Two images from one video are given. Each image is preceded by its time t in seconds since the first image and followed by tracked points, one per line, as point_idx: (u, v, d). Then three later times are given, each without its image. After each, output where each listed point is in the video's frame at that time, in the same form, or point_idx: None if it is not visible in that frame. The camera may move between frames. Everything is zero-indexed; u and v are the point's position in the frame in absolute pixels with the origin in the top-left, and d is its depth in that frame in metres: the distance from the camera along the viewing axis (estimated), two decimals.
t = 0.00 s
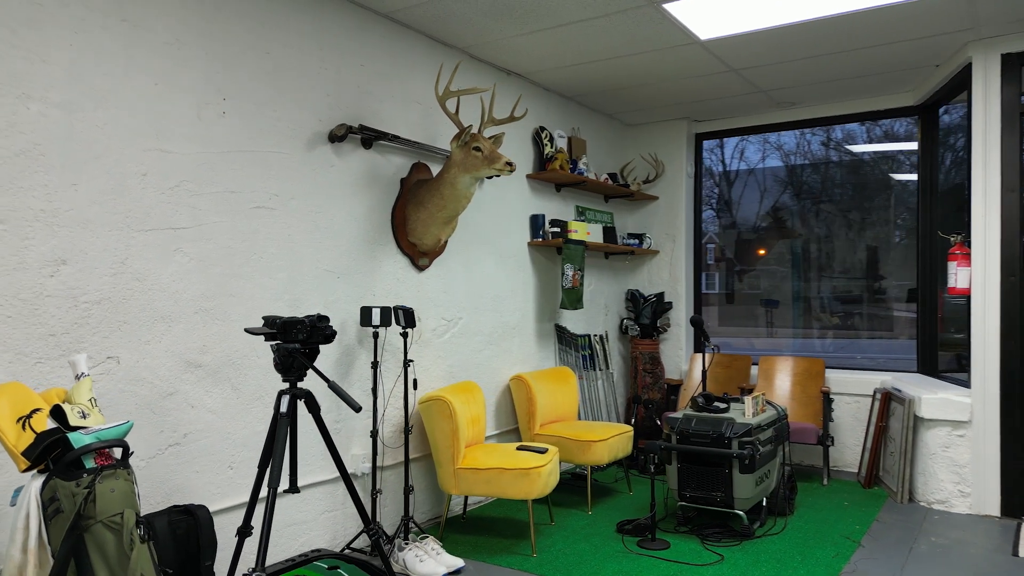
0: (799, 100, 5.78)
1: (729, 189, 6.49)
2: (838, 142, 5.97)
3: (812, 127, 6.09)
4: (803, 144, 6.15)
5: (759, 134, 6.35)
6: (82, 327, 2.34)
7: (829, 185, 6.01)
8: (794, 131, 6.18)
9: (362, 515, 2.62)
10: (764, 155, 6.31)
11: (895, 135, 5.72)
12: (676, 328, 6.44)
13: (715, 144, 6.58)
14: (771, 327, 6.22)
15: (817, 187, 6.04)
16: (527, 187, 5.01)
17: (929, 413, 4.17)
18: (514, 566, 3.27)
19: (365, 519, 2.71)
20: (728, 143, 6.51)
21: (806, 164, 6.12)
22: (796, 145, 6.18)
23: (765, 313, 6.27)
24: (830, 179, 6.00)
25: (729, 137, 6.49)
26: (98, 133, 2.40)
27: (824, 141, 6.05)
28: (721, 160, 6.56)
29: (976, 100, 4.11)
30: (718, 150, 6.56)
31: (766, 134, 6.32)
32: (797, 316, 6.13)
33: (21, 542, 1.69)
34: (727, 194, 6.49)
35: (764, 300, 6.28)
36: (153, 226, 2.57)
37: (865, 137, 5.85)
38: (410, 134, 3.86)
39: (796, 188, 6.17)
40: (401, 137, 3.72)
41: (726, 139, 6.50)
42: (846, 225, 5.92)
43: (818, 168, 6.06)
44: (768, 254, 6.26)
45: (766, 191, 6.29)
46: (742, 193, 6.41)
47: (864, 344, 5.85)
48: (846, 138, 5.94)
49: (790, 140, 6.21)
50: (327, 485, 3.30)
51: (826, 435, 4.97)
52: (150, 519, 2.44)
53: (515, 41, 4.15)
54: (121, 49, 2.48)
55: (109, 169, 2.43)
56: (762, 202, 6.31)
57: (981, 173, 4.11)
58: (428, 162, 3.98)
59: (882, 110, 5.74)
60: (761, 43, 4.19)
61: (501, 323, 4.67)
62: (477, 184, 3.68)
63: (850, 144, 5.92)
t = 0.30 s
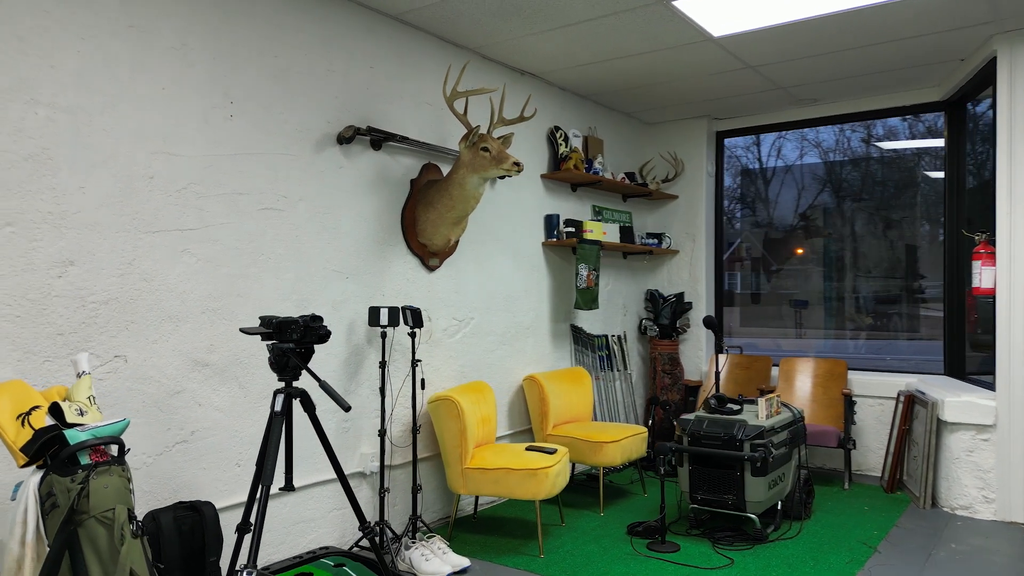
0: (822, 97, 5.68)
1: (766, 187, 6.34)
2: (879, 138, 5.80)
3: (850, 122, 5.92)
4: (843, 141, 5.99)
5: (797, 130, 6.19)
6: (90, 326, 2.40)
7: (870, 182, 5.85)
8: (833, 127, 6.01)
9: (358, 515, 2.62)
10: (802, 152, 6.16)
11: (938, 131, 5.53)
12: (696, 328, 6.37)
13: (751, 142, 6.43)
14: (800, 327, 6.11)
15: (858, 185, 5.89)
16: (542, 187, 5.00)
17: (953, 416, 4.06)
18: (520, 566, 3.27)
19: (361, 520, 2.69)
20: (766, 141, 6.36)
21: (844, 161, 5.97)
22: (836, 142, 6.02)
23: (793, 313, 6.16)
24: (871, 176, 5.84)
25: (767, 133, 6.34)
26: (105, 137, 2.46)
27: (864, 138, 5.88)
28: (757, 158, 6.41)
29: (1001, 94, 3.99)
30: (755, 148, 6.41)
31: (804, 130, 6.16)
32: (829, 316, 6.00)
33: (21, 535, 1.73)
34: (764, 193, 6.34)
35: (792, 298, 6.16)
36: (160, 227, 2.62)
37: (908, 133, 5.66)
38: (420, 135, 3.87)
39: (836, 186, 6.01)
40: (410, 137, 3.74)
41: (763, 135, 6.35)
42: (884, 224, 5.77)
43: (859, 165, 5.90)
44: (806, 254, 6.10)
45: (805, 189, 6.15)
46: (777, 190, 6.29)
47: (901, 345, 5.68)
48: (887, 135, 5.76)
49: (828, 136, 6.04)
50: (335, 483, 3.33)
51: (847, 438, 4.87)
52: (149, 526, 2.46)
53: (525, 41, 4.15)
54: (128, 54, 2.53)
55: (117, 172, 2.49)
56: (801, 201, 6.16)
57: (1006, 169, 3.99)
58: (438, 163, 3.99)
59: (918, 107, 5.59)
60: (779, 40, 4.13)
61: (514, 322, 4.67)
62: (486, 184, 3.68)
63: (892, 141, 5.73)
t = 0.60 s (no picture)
0: (845, 93, 5.56)
1: (803, 185, 6.14)
2: (922, 134, 5.59)
3: (890, 115, 5.71)
4: (883, 137, 5.78)
5: (836, 126, 6.00)
6: (97, 326, 2.46)
7: (912, 179, 5.63)
8: (873, 123, 5.80)
9: (355, 518, 2.59)
10: (840, 149, 5.96)
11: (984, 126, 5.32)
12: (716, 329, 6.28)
13: (788, 139, 6.25)
14: (829, 328, 5.96)
15: (899, 182, 5.67)
16: (556, 187, 4.98)
17: (976, 420, 3.94)
18: (525, 567, 3.26)
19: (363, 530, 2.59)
20: (803, 137, 6.17)
21: (885, 157, 5.77)
22: (876, 138, 5.81)
23: (823, 314, 6.02)
24: (913, 173, 5.62)
25: (804, 129, 6.15)
26: (113, 141, 2.52)
27: (906, 134, 5.67)
28: (794, 155, 6.22)
29: None
30: (791, 145, 6.22)
31: (843, 126, 5.96)
32: (863, 317, 5.83)
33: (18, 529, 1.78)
34: (802, 192, 6.15)
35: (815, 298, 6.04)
36: (167, 229, 2.68)
37: (952, 127, 5.46)
38: (430, 136, 3.89)
39: (876, 184, 5.80)
40: (419, 139, 3.76)
41: (801, 132, 6.16)
42: (923, 223, 5.58)
43: (900, 161, 5.68)
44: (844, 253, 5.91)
45: (843, 187, 5.94)
46: (816, 190, 6.08)
47: (938, 346, 5.50)
48: (929, 131, 5.56)
49: (868, 133, 5.84)
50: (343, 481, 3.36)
51: (868, 441, 4.76)
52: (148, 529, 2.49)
53: (536, 40, 4.15)
54: (135, 59, 2.59)
55: (124, 175, 2.54)
56: (840, 198, 5.96)
57: None
58: (448, 163, 4.00)
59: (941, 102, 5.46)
60: (795, 38, 4.07)
61: (527, 323, 4.66)
62: (494, 185, 3.68)
63: (935, 136, 5.53)
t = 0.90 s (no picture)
0: (868, 88, 5.44)
1: (841, 182, 5.93)
2: (964, 129, 5.39)
3: (934, 108, 5.51)
4: (924, 132, 5.57)
5: (875, 122, 5.78)
6: (103, 325, 2.52)
7: (954, 177, 5.42)
8: (913, 118, 5.60)
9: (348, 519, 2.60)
10: (879, 145, 5.74)
11: None
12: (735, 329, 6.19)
13: (825, 135, 6.04)
14: (858, 330, 5.81)
15: (941, 180, 5.46)
16: (568, 186, 4.96)
17: (998, 424, 3.83)
18: (530, 568, 3.25)
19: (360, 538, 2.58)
20: (841, 134, 5.96)
21: (926, 154, 5.55)
22: (917, 133, 5.59)
23: (851, 315, 5.87)
24: (956, 169, 5.42)
25: (842, 124, 5.94)
26: (119, 145, 2.57)
27: (948, 129, 5.46)
28: (831, 152, 6.01)
29: None
30: (828, 142, 6.02)
31: (882, 122, 5.74)
32: (896, 317, 5.65)
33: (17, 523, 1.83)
34: (839, 189, 5.94)
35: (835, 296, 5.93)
36: (172, 231, 2.73)
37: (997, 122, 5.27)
38: (439, 137, 3.90)
39: (917, 181, 5.58)
40: (427, 140, 3.77)
41: (839, 127, 5.95)
42: (962, 221, 5.39)
43: (943, 158, 5.47)
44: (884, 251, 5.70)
45: (882, 185, 5.72)
46: (856, 188, 5.85)
47: (973, 348, 5.35)
48: (973, 127, 5.36)
49: (909, 128, 5.62)
50: (349, 480, 3.39)
51: (888, 444, 4.65)
52: (148, 530, 2.53)
53: (544, 40, 4.08)
54: (141, 64, 2.64)
55: (130, 178, 2.60)
56: (878, 195, 5.74)
57: None
58: (456, 164, 4.01)
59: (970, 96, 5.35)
60: (811, 34, 3.99)
61: (538, 323, 4.65)
62: (501, 185, 3.67)
63: (980, 132, 5.34)
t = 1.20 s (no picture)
0: (887, 84, 5.33)
1: (876, 180, 5.74)
2: (1005, 125, 5.20)
3: (975, 102, 5.30)
4: (964, 127, 5.37)
5: (913, 117, 5.58)
6: (107, 325, 2.58)
7: (996, 174, 5.23)
8: (952, 113, 5.41)
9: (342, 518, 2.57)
10: (917, 142, 5.55)
11: None
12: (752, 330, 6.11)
13: (861, 132, 5.84)
14: (885, 331, 5.66)
15: (982, 178, 5.27)
16: (579, 186, 4.94)
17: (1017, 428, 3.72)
18: (532, 569, 3.25)
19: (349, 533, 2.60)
20: (877, 130, 5.76)
21: (966, 150, 5.36)
22: (957, 129, 5.40)
23: (878, 317, 5.73)
24: (997, 167, 5.23)
25: (879, 120, 5.74)
26: (122, 148, 2.63)
27: (987, 125, 5.27)
28: (867, 150, 5.82)
29: None
30: (864, 139, 5.81)
31: (920, 118, 5.55)
32: (927, 319, 5.49)
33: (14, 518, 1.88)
34: (875, 187, 5.74)
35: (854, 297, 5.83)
36: (176, 232, 2.78)
37: None
38: (445, 138, 3.91)
39: (957, 178, 5.40)
40: (432, 141, 3.78)
41: (875, 123, 5.75)
42: (999, 220, 5.22)
43: (983, 155, 5.28)
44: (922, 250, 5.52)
45: (920, 183, 5.53)
46: (893, 185, 5.66)
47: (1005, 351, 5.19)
48: (1015, 122, 5.16)
49: (947, 124, 5.43)
50: (354, 479, 3.42)
51: (905, 448, 4.55)
52: (152, 525, 2.60)
53: (549, 40, 4.05)
54: (144, 69, 2.69)
55: (133, 181, 2.65)
56: (915, 194, 5.55)
57: None
58: (462, 164, 4.02)
59: (994, 91, 5.21)
60: (824, 30, 3.91)
61: (548, 323, 4.63)
62: (505, 185, 3.67)
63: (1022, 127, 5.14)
